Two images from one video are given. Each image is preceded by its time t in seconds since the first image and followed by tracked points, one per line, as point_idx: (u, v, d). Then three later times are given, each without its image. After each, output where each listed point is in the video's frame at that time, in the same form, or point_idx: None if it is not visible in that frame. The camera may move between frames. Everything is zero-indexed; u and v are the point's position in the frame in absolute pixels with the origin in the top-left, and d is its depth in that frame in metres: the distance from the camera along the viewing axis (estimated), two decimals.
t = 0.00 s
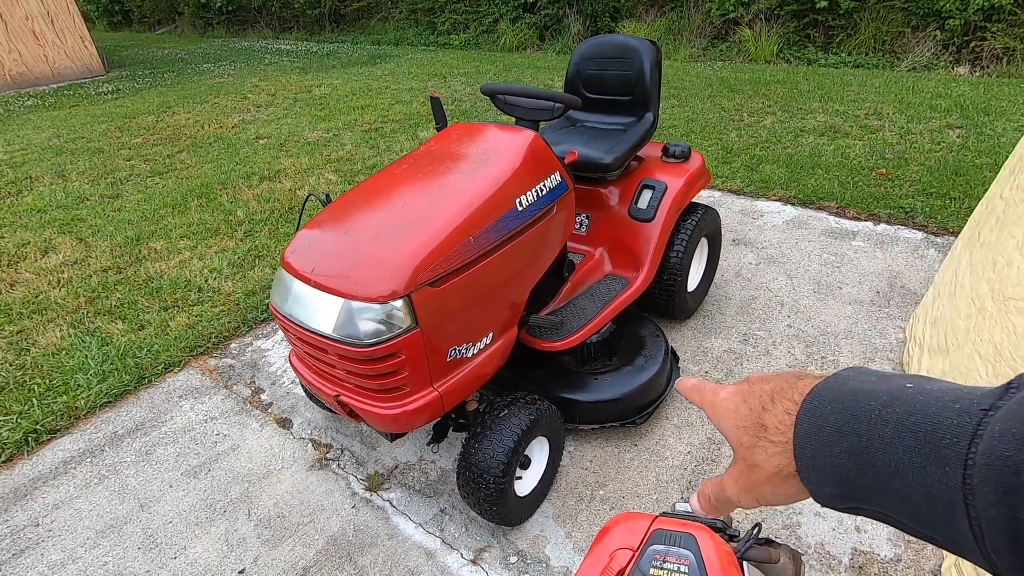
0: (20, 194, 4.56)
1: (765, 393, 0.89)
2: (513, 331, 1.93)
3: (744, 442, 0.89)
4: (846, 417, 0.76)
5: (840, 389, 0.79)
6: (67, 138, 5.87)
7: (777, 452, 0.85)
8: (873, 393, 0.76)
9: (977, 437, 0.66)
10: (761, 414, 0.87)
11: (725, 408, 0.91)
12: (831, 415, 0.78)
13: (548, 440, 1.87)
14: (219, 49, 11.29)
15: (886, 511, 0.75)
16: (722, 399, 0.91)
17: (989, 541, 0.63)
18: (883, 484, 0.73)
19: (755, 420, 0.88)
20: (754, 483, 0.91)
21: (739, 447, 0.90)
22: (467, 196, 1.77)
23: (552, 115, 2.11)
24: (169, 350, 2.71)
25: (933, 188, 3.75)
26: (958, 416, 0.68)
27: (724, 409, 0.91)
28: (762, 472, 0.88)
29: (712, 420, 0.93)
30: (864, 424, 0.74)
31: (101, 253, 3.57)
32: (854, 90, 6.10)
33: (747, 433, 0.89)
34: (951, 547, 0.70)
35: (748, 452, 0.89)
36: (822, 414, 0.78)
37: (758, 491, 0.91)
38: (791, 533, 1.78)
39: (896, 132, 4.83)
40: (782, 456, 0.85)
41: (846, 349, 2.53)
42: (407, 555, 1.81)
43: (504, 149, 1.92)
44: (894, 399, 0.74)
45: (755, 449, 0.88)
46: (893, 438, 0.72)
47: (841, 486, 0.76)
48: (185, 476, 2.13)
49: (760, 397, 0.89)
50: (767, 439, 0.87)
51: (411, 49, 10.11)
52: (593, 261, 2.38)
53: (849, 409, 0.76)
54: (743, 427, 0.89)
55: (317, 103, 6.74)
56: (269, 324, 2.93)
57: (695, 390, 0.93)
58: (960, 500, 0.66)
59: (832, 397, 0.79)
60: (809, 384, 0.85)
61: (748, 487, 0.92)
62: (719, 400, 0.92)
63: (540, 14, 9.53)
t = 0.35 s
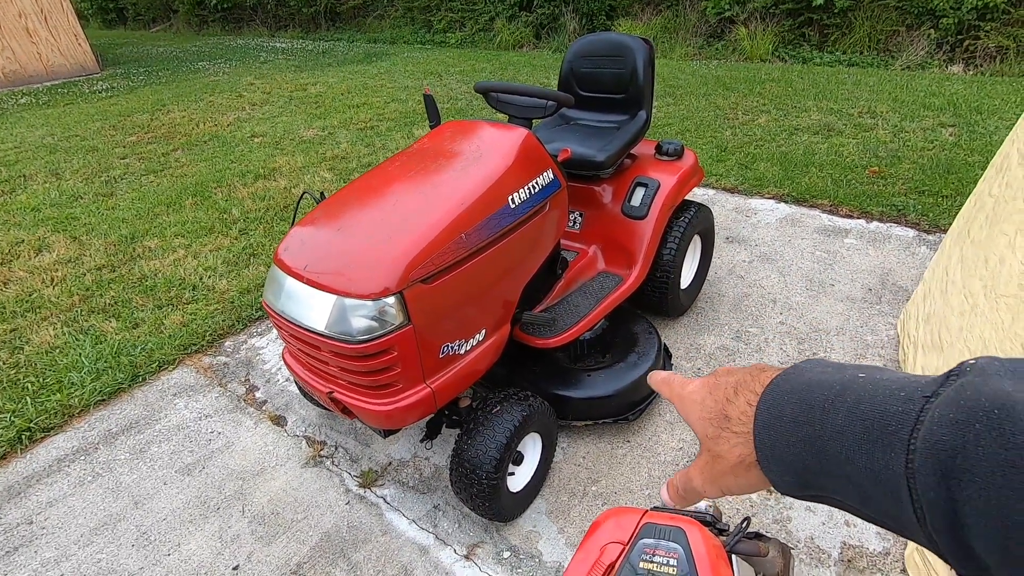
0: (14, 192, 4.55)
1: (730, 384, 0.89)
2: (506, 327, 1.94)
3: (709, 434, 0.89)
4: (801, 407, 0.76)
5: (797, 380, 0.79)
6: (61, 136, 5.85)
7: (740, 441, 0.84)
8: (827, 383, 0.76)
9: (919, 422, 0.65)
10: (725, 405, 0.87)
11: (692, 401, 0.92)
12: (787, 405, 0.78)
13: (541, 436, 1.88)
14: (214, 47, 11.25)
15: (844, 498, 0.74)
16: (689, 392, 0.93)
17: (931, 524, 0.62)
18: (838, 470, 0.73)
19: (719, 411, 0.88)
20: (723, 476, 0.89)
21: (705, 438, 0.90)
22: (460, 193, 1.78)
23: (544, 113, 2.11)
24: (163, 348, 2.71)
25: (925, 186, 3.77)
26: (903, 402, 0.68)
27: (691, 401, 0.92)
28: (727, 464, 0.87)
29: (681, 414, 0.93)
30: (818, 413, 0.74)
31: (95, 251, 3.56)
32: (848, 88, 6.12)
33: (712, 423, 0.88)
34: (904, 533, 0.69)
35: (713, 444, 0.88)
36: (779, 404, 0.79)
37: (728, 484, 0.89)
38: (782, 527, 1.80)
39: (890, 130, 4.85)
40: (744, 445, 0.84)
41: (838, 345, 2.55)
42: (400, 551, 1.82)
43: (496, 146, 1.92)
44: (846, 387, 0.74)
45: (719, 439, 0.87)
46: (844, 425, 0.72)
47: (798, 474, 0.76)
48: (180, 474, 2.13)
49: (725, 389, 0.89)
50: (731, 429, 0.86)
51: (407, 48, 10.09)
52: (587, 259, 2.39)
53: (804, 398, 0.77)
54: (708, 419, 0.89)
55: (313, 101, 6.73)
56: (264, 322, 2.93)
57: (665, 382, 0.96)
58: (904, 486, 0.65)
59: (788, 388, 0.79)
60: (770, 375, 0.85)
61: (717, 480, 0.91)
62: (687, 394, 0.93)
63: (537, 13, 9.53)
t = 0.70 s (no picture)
0: (16, 191, 4.57)
1: (727, 370, 0.80)
2: (504, 329, 1.95)
3: (704, 422, 0.80)
4: (806, 403, 0.70)
5: (800, 375, 0.72)
6: (63, 135, 5.87)
7: (738, 433, 0.76)
8: (830, 378, 0.70)
9: (930, 420, 0.61)
10: (723, 393, 0.79)
11: (686, 385, 0.83)
12: (791, 402, 0.71)
13: (538, 436, 1.89)
14: (216, 47, 11.29)
15: (846, 497, 0.69)
16: (685, 372, 0.83)
17: (940, 523, 0.59)
18: (843, 469, 0.67)
19: (717, 399, 0.79)
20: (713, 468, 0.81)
21: (698, 426, 0.81)
22: (459, 194, 1.79)
23: (544, 114, 2.12)
24: (163, 347, 2.72)
25: (925, 191, 3.78)
26: (912, 399, 0.63)
27: (686, 385, 0.83)
28: (720, 454, 0.79)
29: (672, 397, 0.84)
30: (824, 410, 0.68)
31: (96, 250, 3.58)
32: (848, 92, 6.14)
33: (707, 411, 0.80)
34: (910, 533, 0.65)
35: (707, 432, 0.80)
36: (783, 400, 0.71)
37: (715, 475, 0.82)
38: (777, 529, 1.80)
39: (890, 135, 4.86)
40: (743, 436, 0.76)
41: (836, 348, 2.55)
42: (397, 550, 1.83)
43: (496, 148, 1.93)
44: (852, 383, 0.68)
45: (716, 428, 0.79)
46: (853, 422, 0.66)
47: (800, 472, 0.70)
48: (178, 472, 2.14)
49: (723, 374, 0.80)
50: (729, 420, 0.78)
51: (409, 49, 10.13)
52: (585, 260, 2.40)
53: (809, 394, 0.70)
54: (704, 406, 0.80)
55: (314, 102, 6.75)
56: (263, 322, 2.94)
57: (656, 358, 0.86)
58: (914, 484, 0.61)
59: (792, 384, 0.72)
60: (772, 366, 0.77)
61: (705, 469, 0.82)
62: (680, 376, 0.84)
63: (538, 15, 9.57)
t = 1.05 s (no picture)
0: (19, 189, 4.59)
1: (724, 362, 0.81)
2: (501, 330, 1.95)
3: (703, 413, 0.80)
4: (794, 376, 0.70)
5: (791, 350, 0.72)
6: (66, 135, 5.89)
7: (734, 418, 0.77)
8: (819, 353, 0.70)
9: (913, 388, 0.61)
10: (719, 383, 0.79)
11: (685, 381, 0.83)
12: (781, 375, 0.71)
13: (535, 437, 1.89)
14: (221, 49, 11.33)
15: (835, 468, 0.69)
16: (685, 375, 0.83)
17: (922, 489, 0.59)
18: (831, 440, 0.67)
19: (714, 390, 0.79)
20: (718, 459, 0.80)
21: (698, 417, 0.81)
22: (458, 196, 1.79)
23: (544, 118, 2.14)
24: (162, 346, 2.73)
25: (924, 198, 3.79)
26: (898, 368, 0.64)
27: (684, 381, 0.83)
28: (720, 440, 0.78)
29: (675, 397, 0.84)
30: (811, 382, 0.69)
31: (97, 249, 3.59)
32: (850, 99, 6.16)
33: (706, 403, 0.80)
34: (895, 501, 0.66)
35: (708, 425, 0.80)
36: (773, 374, 0.72)
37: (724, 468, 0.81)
38: (773, 534, 1.80)
39: (891, 142, 4.87)
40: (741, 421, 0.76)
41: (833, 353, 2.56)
42: (392, 551, 1.83)
43: (496, 150, 1.94)
44: (840, 356, 0.69)
45: (714, 417, 0.79)
46: (841, 393, 0.66)
47: (788, 444, 0.71)
48: (175, 471, 2.14)
49: (719, 368, 0.81)
50: (725, 407, 0.78)
51: (412, 53, 10.15)
52: (584, 263, 2.41)
53: (798, 368, 0.70)
54: (704, 400, 0.80)
55: (317, 104, 6.78)
56: (263, 321, 2.95)
57: (661, 372, 0.86)
58: (897, 452, 0.61)
59: (783, 357, 0.72)
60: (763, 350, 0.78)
61: (714, 463, 0.82)
62: (679, 375, 0.84)
63: (541, 20, 9.59)
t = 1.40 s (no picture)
0: (23, 188, 4.61)
1: (732, 371, 0.83)
2: (502, 331, 1.96)
3: (710, 421, 0.82)
4: (806, 390, 0.71)
5: (803, 363, 0.74)
6: (70, 134, 5.92)
7: (744, 429, 0.78)
8: (829, 365, 0.71)
9: (930, 404, 0.61)
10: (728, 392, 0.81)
11: (691, 387, 0.85)
12: (792, 388, 0.72)
13: (534, 439, 1.89)
14: (225, 50, 11.37)
15: (846, 483, 0.70)
16: (691, 380, 0.85)
17: (939, 506, 0.59)
18: (842, 455, 0.68)
19: (721, 399, 0.81)
20: (722, 468, 0.83)
21: (705, 426, 0.83)
22: (459, 198, 1.80)
23: (546, 121, 2.14)
24: (164, 345, 2.74)
25: (926, 203, 3.79)
26: (913, 384, 0.64)
27: (690, 386, 0.85)
28: (727, 450, 0.80)
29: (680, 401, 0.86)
30: (824, 395, 0.69)
31: (100, 247, 3.61)
32: (852, 104, 6.16)
33: (713, 411, 0.81)
34: (910, 518, 0.66)
35: (714, 432, 0.82)
36: (786, 386, 0.73)
37: (726, 476, 0.83)
38: (771, 537, 1.81)
39: (893, 147, 4.88)
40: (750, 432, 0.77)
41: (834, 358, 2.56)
42: (392, 551, 1.83)
43: (497, 153, 1.95)
44: (853, 369, 0.69)
45: (721, 426, 0.80)
46: (852, 407, 0.67)
47: (801, 458, 0.71)
48: (176, 469, 2.15)
49: (727, 375, 0.82)
50: (733, 416, 0.80)
51: (415, 55, 10.18)
52: (585, 265, 2.41)
53: (809, 381, 0.71)
54: (710, 408, 0.82)
55: (320, 105, 6.80)
56: (264, 321, 2.96)
57: (665, 374, 0.88)
58: (913, 469, 0.61)
59: (794, 370, 0.73)
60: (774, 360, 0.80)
61: (717, 472, 0.84)
62: (685, 379, 0.86)
63: (544, 23, 9.62)
